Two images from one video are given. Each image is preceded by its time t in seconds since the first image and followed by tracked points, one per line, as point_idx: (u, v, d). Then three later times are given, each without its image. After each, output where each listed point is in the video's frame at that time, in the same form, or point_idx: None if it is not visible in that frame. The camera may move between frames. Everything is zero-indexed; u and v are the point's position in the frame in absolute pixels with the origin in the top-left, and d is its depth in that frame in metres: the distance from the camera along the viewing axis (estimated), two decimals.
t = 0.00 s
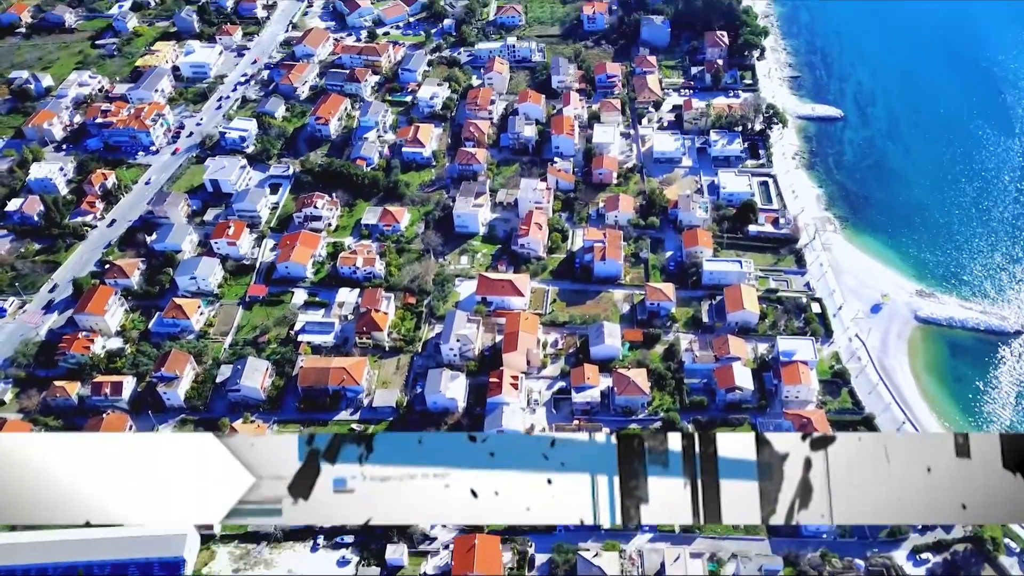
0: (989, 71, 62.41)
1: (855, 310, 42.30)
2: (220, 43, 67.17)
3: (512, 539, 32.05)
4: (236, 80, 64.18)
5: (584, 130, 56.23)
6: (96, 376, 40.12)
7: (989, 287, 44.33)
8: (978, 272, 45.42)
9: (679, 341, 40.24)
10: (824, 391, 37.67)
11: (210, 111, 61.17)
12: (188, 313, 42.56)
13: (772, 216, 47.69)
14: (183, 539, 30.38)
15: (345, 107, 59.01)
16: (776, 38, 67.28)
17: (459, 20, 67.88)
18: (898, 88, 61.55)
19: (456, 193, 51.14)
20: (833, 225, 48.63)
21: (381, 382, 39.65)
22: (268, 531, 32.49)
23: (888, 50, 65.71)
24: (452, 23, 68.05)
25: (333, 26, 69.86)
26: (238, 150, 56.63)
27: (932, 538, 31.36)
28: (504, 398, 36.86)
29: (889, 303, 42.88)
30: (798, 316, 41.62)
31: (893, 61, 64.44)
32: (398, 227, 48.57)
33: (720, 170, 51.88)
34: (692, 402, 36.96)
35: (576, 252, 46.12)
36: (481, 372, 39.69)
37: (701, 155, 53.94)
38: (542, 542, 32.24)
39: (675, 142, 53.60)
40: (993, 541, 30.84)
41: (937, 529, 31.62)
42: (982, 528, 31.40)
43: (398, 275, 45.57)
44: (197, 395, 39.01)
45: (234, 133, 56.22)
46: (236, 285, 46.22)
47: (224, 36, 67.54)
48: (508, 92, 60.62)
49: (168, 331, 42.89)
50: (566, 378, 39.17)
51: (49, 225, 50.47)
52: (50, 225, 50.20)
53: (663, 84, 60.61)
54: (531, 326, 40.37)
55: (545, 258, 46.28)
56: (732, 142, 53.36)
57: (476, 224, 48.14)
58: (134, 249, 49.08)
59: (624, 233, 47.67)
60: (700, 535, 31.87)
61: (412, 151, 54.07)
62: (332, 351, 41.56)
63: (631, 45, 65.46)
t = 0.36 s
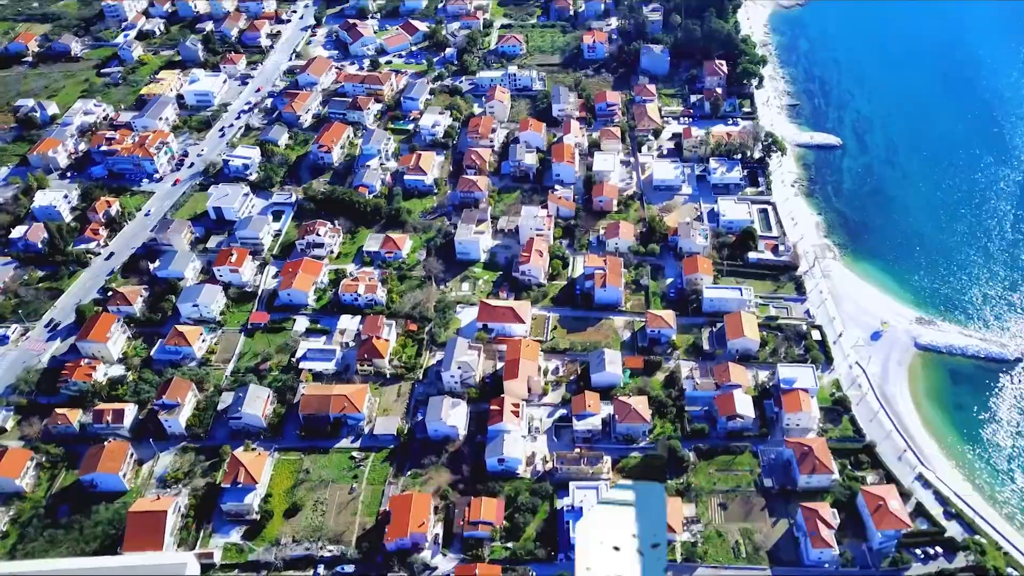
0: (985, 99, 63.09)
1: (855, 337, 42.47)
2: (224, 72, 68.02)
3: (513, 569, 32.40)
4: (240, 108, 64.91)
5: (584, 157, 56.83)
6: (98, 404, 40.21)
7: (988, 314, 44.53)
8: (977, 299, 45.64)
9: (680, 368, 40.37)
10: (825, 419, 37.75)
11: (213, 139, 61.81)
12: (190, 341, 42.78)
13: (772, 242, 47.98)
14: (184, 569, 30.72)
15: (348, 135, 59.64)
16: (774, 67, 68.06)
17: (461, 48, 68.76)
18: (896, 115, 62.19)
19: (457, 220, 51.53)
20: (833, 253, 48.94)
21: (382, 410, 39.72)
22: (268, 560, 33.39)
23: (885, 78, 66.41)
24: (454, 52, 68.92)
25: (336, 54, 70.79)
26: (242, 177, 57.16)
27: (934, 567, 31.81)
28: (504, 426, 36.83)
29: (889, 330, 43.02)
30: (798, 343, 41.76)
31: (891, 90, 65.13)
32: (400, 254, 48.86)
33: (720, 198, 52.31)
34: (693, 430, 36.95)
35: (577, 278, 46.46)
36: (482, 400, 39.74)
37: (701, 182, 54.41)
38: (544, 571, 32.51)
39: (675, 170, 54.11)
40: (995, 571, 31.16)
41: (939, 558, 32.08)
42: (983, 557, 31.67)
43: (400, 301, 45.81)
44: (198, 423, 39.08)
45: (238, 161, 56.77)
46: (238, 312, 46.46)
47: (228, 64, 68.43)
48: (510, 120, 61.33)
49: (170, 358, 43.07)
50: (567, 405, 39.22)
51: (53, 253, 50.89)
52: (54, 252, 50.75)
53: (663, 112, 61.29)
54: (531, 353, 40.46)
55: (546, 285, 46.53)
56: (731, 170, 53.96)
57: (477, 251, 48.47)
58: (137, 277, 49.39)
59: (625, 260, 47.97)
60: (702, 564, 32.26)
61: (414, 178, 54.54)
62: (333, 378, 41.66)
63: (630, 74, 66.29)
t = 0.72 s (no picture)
0: (983, 125, 63.64)
1: (856, 362, 42.52)
2: (227, 97, 68.77)
3: None
4: (243, 133, 65.55)
5: (585, 182, 57.28)
6: (99, 428, 40.19)
7: (988, 339, 44.61)
8: (976, 323, 45.79)
9: (680, 392, 40.41)
10: (826, 444, 37.74)
11: (216, 163, 62.37)
12: (191, 365, 42.91)
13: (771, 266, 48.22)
14: None
15: (350, 160, 60.14)
16: (773, 92, 68.69)
17: (462, 74, 69.55)
18: (894, 140, 62.66)
19: (458, 244, 51.83)
20: (832, 277, 49.15)
21: (382, 434, 39.71)
22: None
23: (884, 107, 66.55)
24: (456, 77, 69.73)
25: (339, 80, 71.63)
26: (244, 202, 57.56)
27: None
28: (506, 451, 36.82)
29: (889, 354, 43.09)
30: (798, 368, 41.81)
31: (889, 117, 65.35)
32: (401, 278, 49.07)
33: (720, 222, 52.63)
34: (694, 455, 36.94)
35: (578, 303, 46.68)
36: (482, 425, 39.72)
37: (701, 207, 54.77)
38: None
39: (674, 194, 54.53)
40: None
41: None
42: None
43: (401, 325, 45.97)
44: (199, 447, 39.11)
45: (240, 186, 57.19)
46: (239, 336, 46.58)
47: (231, 90, 69.21)
48: (511, 145, 61.88)
49: (171, 382, 43.15)
50: (568, 430, 39.19)
51: (55, 277, 51.13)
52: (57, 277, 51.02)
53: (663, 137, 61.89)
54: (532, 378, 40.49)
55: (546, 309, 46.66)
56: (731, 195, 54.38)
57: (478, 275, 48.69)
58: (139, 301, 49.61)
59: (625, 284, 48.14)
60: None
61: (416, 203, 54.97)
62: (334, 402, 41.72)
63: (630, 99, 67.03)
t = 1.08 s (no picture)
0: (981, 152, 64.21)
1: (857, 389, 42.53)
2: (231, 125, 69.54)
3: None
4: (246, 160, 66.20)
5: (585, 209, 57.76)
6: (99, 456, 40.19)
7: (988, 366, 44.68)
8: (977, 348, 45.95)
9: (681, 420, 40.44)
10: (828, 472, 37.74)
11: (219, 190, 62.94)
12: (193, 392, 42.99)
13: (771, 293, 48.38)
14: None
15: (352, 187, 60.65)
16: (772, 119, 69.43)
17: (464, 102, 70.36)
18: (893, 167, 63.21)
19: (460, 270, 52.12)
20: (832, 303, 49.36)
21: (383, 462, 39.66)
22: None
23: (885, 107, 70.63)
24: (457, 105, 70.55)
25: (342, 107, 72.50)
26: (247, 229, 57.97)
27: None
28: (507, 479, 36.81)
29: (890, 381, 43.12)
30: (799, 395, 41.85)
31: (890, 117, 69.30)
32: (402, 305, 49.27)
33: (720, 248, 52.98)
34: (695, 483, 36.92)
35: (579, 329, 46.84)
36: (483, 452, 39.69)
37: (701, 233, 55.15)
38: None
39: (674, 221, 54.93)
40: None
41: None
42: None
43: (402, 352, 46.08)
44: (199, 475, 39.07)
45: (243, 213, 57.68)
46: (241, 363, 46.68)
47: (235, 117, 70.02)
48: (511, 172, 62.45)
49: (172, 409, 43.21)
50: (569, 458, 39.16)
51: (58, 303, 51.42)
52: (59, 303, 51.25)
53: (662, 164, 62.46)
54: (533, 405, 40.53)
55: (547, 335, 46.78)
56: (731, 222, 54.79)
57: (480, 302, 48.92)
58: (141, 327, 49.84)
59: (626, 310, 48.31)
60: None
61: (417, 230, 55.37)
62: (334, 430, 41.75)
63: (630, 126, 67.74)
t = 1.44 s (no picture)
0: (979, 179, 64.76)
1: (858, 416, 42.52)
2: (234, 152, 70.23)
3: None
4: (249, 187, 66.75)
5: (586, 235, 58.16)
6: (99, 484, 40.14)
7: (989, 393, 44.71)
8: (979, 374, 46.12)
9: (683, 447, 40.41)
10: (829, 500, 37.72)
11: (221, 217, 63.41)
12: (194, 419, 43.01)
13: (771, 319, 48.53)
14: None
15: (354, 214, 61.06)
16: (771, 146, 70.14)
17: (465, 129, 71.06)
18: (891, 194, 63.69)
19: (461, 297, 52.38)
20: (832, 330, 49.52)
21: (384, 490, 39.59)
22: None
23: (887, 110, 74.66)
24: (459, 132, 71.26)
25: (344, 135, 73.27)
26: (249, 255, 58.32)
27: None
28: (508, 507, 36.77)
29: (891, 408, 43.12)
30: (800, 422, 41.85)
31: (892, 121, 73.08)
32: (404, 331, 49.44)
33: (720, 275, 53.27)
34: (697, 511, 36.85)
35: (580, 355, 46.94)
36: (483, 480, 39.64)
37: (701, 260, 55.44)
38: None
39: (674, 247, 55.27)
40: None
41: None
42: None
43: (403, 379, 46.11)
44: (199, 502, 39.01)
45: (246, 240, 58.08)
46: (242, 390, 46.73)
47: (238, 144, 70.71)
48: (512, 199, 62.95)
49: (173, 436, 43.22)
50: (570, 486, 39.08)
51: (60, 329, 51.61)
52: (61, 329, 51.41)
53: (663, 192, 62.92)
54: (534, 432, 40.52)
55: (548, 362, 46.85)
56: (731, 248, 55.11)
57: (481, 328, 49.08)
58: (143, 354, 49.96)
59: (627, 337, 48.43)
60: None
61: (419, 256, 55.68)
62: (335, 457, 41.72)
63: (630, 153, 68.31)
